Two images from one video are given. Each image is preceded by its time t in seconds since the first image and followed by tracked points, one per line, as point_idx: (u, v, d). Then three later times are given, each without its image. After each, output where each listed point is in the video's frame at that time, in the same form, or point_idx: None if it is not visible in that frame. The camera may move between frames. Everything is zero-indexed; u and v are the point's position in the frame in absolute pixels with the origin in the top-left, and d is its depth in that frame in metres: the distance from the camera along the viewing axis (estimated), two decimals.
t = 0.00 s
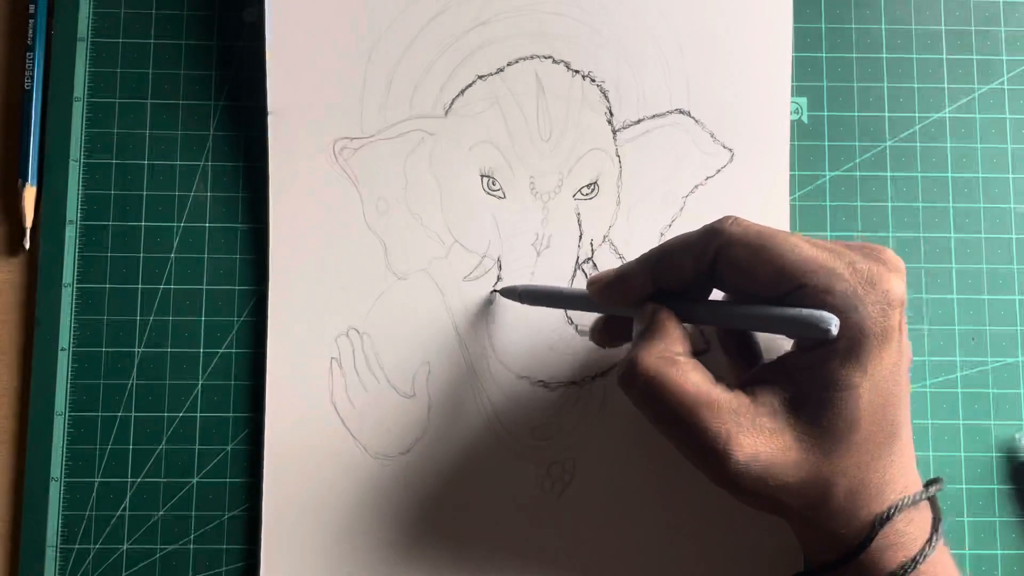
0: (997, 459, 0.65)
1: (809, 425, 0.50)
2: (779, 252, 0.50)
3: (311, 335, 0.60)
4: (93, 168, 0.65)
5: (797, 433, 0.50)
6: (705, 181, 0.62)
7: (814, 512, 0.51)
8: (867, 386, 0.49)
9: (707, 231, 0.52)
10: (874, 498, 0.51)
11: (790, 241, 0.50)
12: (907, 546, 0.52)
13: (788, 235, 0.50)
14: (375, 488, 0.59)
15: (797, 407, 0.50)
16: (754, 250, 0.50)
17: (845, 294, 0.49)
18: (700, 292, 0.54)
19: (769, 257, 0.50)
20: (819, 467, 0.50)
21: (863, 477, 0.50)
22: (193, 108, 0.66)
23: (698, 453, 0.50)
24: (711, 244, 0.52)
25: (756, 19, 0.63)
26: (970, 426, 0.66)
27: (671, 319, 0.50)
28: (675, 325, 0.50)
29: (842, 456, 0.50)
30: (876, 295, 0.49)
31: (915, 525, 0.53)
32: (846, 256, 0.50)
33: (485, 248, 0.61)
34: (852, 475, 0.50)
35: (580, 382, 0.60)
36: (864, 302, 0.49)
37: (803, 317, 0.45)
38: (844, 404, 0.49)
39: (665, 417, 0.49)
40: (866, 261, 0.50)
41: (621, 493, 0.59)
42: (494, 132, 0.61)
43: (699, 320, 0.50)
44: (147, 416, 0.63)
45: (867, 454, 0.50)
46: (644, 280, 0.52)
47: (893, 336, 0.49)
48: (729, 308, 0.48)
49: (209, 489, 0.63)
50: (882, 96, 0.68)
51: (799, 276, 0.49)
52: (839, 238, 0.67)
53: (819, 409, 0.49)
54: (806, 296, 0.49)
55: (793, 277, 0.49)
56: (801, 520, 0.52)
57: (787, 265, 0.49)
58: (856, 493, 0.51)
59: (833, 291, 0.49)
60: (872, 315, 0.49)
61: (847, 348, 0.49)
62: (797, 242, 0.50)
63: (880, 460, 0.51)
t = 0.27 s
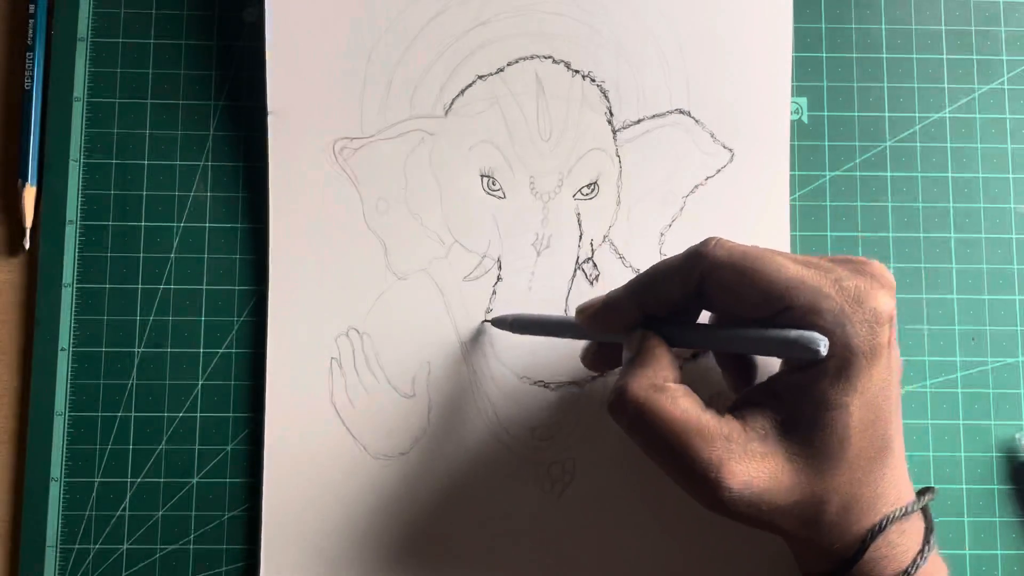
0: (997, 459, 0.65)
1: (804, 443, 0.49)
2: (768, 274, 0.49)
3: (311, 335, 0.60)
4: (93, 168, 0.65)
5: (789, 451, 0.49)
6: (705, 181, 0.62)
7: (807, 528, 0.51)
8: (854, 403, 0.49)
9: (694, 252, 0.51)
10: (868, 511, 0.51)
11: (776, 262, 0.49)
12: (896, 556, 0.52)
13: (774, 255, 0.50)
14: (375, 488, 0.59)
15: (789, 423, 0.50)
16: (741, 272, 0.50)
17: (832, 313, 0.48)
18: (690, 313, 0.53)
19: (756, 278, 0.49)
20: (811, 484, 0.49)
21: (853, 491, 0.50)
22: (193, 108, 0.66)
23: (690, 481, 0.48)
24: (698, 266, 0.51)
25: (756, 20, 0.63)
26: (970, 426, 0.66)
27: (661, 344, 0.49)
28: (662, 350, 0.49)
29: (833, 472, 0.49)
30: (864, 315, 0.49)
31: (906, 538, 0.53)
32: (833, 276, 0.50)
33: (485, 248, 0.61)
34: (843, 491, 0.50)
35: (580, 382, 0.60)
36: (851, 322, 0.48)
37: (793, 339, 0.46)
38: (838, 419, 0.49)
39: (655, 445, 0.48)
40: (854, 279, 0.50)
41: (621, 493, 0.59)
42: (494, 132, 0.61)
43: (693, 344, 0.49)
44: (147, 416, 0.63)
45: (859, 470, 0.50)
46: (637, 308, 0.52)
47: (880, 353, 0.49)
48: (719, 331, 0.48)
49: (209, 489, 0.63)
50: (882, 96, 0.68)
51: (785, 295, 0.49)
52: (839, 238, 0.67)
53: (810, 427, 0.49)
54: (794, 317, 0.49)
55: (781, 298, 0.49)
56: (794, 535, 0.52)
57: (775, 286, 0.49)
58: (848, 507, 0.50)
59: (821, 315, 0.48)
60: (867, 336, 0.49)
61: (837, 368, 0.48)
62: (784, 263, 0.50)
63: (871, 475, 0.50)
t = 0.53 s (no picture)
0: (997, 459, 0.65)
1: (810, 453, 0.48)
2: (770, 285, 0.49)
3: (311, 335, 0.60)
4: (93, 168, 0.65)
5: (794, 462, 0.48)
6: (705, 181, 0.62)
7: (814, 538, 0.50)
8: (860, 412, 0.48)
9: (695, 264, 0.52)
10: (871, 520, 0.50)
11: (778, 271, 0.49)
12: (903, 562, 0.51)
13: (776, 265, 0.50)
14: (375, 488, 0.59)
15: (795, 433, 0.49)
16: (742, 283, 0.50)
17: (834, 322, 0.47)
18: (694, 327, 0.53)
19: (758, 289, 0.49)
20: (816, 496, 0.48)
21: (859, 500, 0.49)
22: (193, 108, 0.66)
23: (696, 496, 0.47)
24: (699, 278, 0.51)
25: (756, 20, 0.63)
26: (970, 426, 0.66)
27: (666, 358, 0.49)
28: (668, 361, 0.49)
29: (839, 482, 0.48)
30: (868, 324, 0.48)
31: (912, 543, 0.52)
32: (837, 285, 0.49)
33: (485, 248, 0.61)
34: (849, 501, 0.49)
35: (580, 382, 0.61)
36: (855, 330, 0.47)
37: (800, 350, 0.44)
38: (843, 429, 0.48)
39: (661, 460, 0.47)
40: (857, 287, 0.49)
41: (620, 493, 0.60)
42: (494, 132, 0.61)
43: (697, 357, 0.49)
44: (147, 416, 0.63)
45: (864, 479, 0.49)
46: (641, 323, 0.52)
47: (886, 363, 0.48)
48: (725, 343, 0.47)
49: (209, 489, 0.63)
50: (883, 96, 0.68)
51: (787, 306, 0.48)
52: (839, 237, 0.67)
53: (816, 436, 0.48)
54: (798, 327, 0.48)
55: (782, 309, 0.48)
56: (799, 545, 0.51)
57: (777, 297, 0.48)
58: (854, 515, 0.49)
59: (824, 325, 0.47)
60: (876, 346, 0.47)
61: (844, 377, 0.47)
62: (785, 272, 0.49)
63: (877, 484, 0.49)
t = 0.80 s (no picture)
0: (997, 459, 0.65)
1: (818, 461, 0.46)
2: (777, 293, 0.47)
3: (312, 334, 0.60)
4: (93, 168, 0.65)
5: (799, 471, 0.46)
6: (705, 181, 0.62)
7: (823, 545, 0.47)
8: (867, 415, 0.46)
9: (702, 275, 0.50)
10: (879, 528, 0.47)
11: (783, 277, 0.47)
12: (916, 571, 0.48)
13: (780, 272, 0.48)
14: (375, 488, 0.59)
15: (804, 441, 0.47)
16: (747, 292, 0.48)
17: (841, 328, 0.46)
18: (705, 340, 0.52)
19: (764, 297, 0.47)
20: (827, 504, 0.46)
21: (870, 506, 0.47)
22: (194, 108, 0.66)
23: (701, 508, 0.45)
24: (707, 289, 0.50)
25: (756, 20, 0.63)
26: (970, 426, 0.66)
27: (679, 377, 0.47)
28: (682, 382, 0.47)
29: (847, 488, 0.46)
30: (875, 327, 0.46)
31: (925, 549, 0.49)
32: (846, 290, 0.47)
33: (485, 248, 0.61)
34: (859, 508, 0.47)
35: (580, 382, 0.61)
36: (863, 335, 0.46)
37: (816, 359, 0.41)
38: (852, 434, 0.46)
39: (668, 474, 0.45)
40: (863, 291, 0.47)
41: (620, 493, 0.60)
42: (494, 132, 0.61)
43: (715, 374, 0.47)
44: (147, 416, 0.63)
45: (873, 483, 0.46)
46: (650, 338, 0.50)
47: (892, 364, 0.46)
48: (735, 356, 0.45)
49: (209, 489, 0.63)
50: (883, 95, 0.68)
51: (795, 314, 0.46)
52: (839, 237, 0.67)
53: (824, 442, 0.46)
54: (809, 336, 0.46)
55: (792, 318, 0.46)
56: (809, 555, 0.48)
57: (786, 305, 0.46)
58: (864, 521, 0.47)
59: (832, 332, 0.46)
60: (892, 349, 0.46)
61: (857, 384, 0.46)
62: (790, 279, 0.47)
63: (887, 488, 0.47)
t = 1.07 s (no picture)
0: (997, 458, 0.65)
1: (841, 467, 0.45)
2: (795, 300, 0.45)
3: (312, 334, 0.60)
4: (93, 168, 0.65)
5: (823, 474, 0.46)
6: (705, 181, 0.62)
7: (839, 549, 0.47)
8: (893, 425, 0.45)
9: (720, 278, 0.49)
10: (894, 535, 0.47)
11: (801, 282, 0.46)
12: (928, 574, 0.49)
13: (797, 278, 0.46)
14: (376, 488, 0.59)
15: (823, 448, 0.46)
16: (764, 299, 0.47)
17: (860, 336, 0.44)
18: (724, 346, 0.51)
19: (781, 305, 0.46)
20: (840, 511, 0.46)
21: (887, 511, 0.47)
22: (194, 108, 0.66)
23: (715, 513, 0.45)
24: (725, 293, 0.49)
25: (756, 20, 0.63)
26: (970, 426, 0.66)
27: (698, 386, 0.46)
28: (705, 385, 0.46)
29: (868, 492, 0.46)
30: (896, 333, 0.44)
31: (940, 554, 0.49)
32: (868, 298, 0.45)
33: (485, 248, 0.61)
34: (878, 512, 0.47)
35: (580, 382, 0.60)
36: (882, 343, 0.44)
37: (838, 366, 0.39)
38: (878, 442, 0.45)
39: (682, 480, 0.45)
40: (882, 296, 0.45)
41: (620, 493, 0.60)
42: (494, 131, 0.61)
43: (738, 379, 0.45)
44: (147, 416, 0.63)
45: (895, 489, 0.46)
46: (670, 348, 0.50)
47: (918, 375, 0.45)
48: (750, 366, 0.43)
49: (209, 489, 0.63)
50: (883, 95, 0.68)
51: (812, 322, 0.45)
52: (839, 237, 0.67)
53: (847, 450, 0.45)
54: (824, 345, 0.45)
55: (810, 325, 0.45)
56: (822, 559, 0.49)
57: (802, 313, 0.45)
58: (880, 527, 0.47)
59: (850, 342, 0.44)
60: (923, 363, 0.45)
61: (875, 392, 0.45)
62: (808, 285, 0.46)
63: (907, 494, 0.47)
